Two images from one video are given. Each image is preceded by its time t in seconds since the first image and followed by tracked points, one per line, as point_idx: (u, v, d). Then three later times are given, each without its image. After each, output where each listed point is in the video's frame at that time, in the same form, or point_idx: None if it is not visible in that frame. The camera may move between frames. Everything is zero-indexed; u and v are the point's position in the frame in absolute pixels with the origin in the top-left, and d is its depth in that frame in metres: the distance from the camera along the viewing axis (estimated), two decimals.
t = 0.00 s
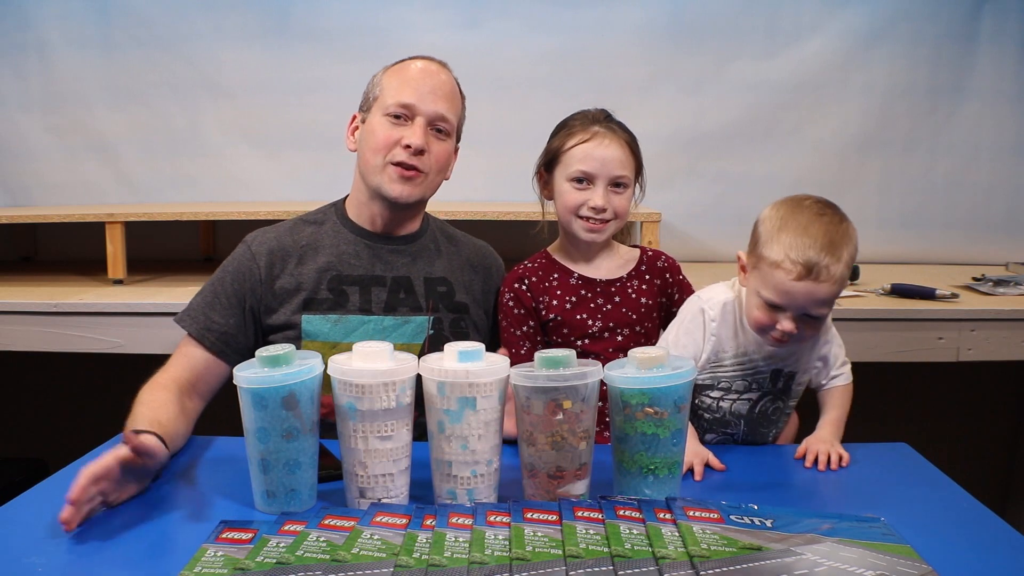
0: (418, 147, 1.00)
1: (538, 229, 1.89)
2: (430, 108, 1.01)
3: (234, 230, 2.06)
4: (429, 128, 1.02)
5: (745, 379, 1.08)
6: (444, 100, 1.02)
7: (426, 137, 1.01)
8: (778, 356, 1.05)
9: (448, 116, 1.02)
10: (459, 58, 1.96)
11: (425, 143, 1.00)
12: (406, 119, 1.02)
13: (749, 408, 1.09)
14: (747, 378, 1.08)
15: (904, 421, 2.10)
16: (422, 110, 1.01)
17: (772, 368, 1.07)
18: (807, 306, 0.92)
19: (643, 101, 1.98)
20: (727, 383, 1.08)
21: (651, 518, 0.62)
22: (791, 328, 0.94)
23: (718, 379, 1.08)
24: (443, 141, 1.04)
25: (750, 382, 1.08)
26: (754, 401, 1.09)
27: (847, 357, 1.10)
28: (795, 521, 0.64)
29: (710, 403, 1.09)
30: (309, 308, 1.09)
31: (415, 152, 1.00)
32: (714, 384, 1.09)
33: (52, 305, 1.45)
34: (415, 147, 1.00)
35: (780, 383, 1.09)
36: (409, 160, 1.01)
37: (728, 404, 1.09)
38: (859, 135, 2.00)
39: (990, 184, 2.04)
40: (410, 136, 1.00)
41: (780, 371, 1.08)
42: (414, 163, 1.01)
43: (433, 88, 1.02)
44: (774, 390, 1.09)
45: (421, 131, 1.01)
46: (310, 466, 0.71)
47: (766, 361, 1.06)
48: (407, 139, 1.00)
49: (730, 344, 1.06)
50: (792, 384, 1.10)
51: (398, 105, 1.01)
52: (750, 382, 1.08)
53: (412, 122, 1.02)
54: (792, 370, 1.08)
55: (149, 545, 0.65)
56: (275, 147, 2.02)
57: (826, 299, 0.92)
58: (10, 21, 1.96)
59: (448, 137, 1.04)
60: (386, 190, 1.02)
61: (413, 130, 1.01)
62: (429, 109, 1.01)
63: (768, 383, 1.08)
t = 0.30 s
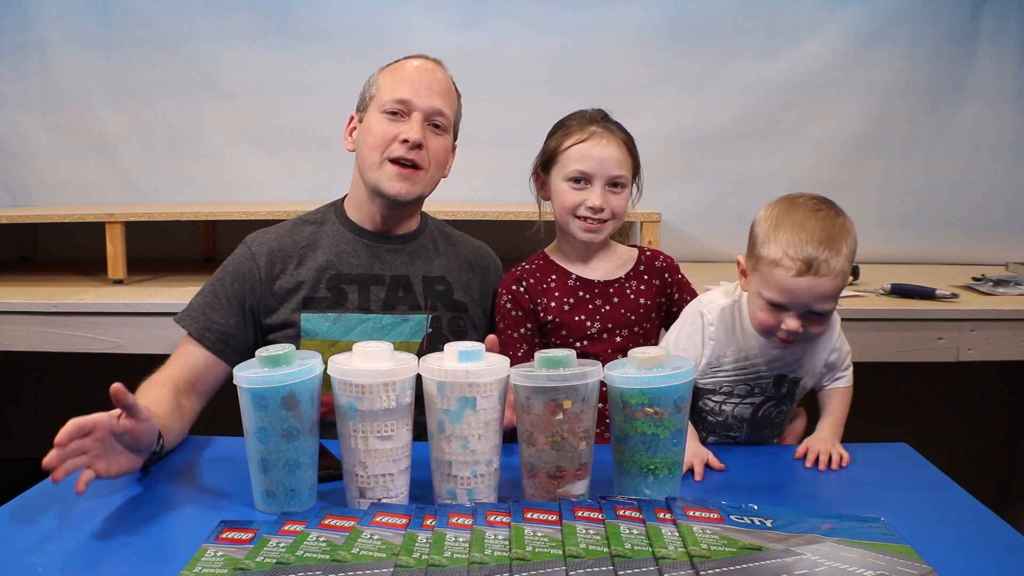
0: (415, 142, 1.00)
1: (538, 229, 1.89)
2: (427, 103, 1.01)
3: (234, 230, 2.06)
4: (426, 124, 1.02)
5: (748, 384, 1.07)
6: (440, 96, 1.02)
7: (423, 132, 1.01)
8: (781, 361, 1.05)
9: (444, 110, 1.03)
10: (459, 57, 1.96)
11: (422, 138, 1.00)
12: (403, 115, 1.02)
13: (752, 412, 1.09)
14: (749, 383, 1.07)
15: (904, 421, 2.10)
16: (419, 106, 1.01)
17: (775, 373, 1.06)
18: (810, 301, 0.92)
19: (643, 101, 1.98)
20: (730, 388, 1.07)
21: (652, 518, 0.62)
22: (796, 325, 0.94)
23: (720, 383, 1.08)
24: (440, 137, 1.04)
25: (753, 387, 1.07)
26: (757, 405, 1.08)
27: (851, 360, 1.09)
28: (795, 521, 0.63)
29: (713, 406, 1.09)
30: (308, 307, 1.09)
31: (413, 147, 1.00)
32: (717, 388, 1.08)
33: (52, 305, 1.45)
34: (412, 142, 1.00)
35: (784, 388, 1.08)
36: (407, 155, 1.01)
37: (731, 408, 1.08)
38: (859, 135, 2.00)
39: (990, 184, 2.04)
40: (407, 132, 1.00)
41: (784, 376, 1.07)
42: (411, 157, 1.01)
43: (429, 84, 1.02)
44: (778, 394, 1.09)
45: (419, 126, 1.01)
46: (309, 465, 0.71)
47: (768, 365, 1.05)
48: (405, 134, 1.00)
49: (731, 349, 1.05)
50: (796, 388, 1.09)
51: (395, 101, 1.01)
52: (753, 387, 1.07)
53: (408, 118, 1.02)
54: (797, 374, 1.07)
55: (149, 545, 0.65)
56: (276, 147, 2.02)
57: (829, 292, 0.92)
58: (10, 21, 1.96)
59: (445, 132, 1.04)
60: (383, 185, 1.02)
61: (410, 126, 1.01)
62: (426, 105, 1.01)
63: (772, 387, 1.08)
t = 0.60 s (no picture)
0: (410, 142, 1.00)
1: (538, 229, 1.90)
2: (420, 102, 1.01)
3: (234, 230, 2.06)
4: (420, 123, 1.02)
5: (741, 382, 1.07)
6: (432, 94, 1.02)
7: (418, 132, 1.01)
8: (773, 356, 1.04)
9: (437, 109, 1.02)
10: (459, 57, 1.96)
11: (417, 138, 1.00)
12: (396, 115, 1.01)
13: (748, 410, 1.08)
14: (743, 381, 1.07)
15: (904, 421, 2.10)
16: (412, 105, 1.01)
17: (768, 371, 1.06)
18: (810, 277, 0.93)
19: (643, 101, 1.98)
20: (724, 386, 1.08)
21: (651, 518, 0.62)
22: (800, 303, 0.94)
23: (714, 382, 1.08)
24: (435, 135, 1.03)
25: (746, 385, 1.07)
26: (752, 404, 1.08)
27: (852, 358, 1.09)
28: (795, 521, 0.63)
29: (708, 404, 1.09)
30: (307, 310, 1.09)
31: (407, 147, 1.00)
32: (711, 385, 1.08)
33: (52, 305, 1.45)
34: (406, 142, 1.00)
35: (779, 387, 1.07)
36: (402, 155, 1.01)
37: (725, 406, 1.08)
38: (859, 135, 2.00)
39: (990, 184, 2.04)
40: (401, 132, 1.00)
41: (778, 374, 1.06)
42: (406, 158, 1.01)
43: (422, 82, 1.02)
44: (774, 393, 1.08)
45: (412, 126, 1.01)
46: (310, 466, 0.71)
47: (761, 363, 1.05)
48: (399, 134, 1.00)
49: (722, 346, 1.05)
50: (794, 387, 1.08)
51: (388, 101, 1.01)
52: (747, 386, 1.07)
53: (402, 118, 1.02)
54: (792, 372, 1.06)
55: (148, 544, 0.65)
56: (276, 147, 2.02)
57: (826, 266, 0.93)
58: (10, 21, 1.96)
59: (440, 131, 1.04)
60: (381, 189, 1.02)
61: (404, 126, 1.01)
62: (418, 104, 1.01)
63: (767, 386, 1.07)
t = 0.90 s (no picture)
0: (410, 149, 0.99)
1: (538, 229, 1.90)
2: (420, 107, 1.01)
3: (234, 230, 2.06)
4: (420, 129, 1.02)
5: (745, 377, 1.07)
6: (432, 98, 1.02)
7: (417, 138, 1.01)
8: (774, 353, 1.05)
9: (437, 114, 1.02)
10: (459, 57, 1.96)
11: (416, 144, 1.00)
12: (395, 120, 1.01)
13: (752, 405, 1.07)
14: (746, 375, 1.07)
15: (904, 421, 2.10)
16: (412, 110, 1.01)
17: (770, 363, 1.06)
18: (813, 268, 0.94)
19: (643, 101, 1.98)
20: (727, 382, 1.07)
21: (651, 518, 0.62)
22: (804, 295, 0.94)
23: (718, 377, 1.08)
24: (434, 141, 1.03)
25: (750, 380, 1.07)
26: (757, 399, 1.07)
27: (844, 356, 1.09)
28: (795, 521, 0.63)
29: (712, 402, 1.09)
30: (304, 317, 1.09)
31: (407, 154, 1.00)
32: (714, 382, 1.08)
33: (52, 305, 1.45)
34: (406, 149, 0.99)
35: (782, 378, 1.07)
36: (401, 163, 1.01)
37: (730, 402, 1.08)
38: (859, 136, 2.00)
39: (990, 184, 2.04)
40: (401, 138, 1.00)
41: (780, 365, 1.06)
42: (405, 165, 1.01)
43: (422, 87, 1.01)
44: (777, 386, 1.08)
45: (412, 132, 1.01)
46: (309, 466, 0.71)
47: (763, 354, 1.05)
48: (398, 141, 1.00)
49: (726, 342, 1.06)
50: (797, 379, 1.08)
51: (387, 107, 1.01)
52: (751, 380, 1.07)
53: (401, 123, 1.01)
54: (793, 363, 1.06)
55: (147, 545, 0.65)
56: (276, 147, 2.02)
57: (827, 255, 0.94)
58: (10, 21, 1.96)
59: (439, 136, 1.04)
60: (380, 195, 1.02)
61: (404, 132, 1.00)
62: (418, 109, 1.01)
63: (770, 378, 1.07)
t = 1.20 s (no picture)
0: (414, 157, 0.99)
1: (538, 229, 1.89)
2: (427, 115, 1.00)
3: (235, 230, 2.06)
4: (426, 135, 1.01)
5: (744, 362, 1.07)
6: (440, 105, 1.01)
7: (423, 145, 1.00)
8: (771, 334, 1.06)
9: (444, 122, 1.01)
10: (459, 57, 1.96)
11: (422, 151, 1.00)
12: (401, 126, 1.01)
13: (753, 392, 1.07)
14: (745, 361, 1.07)
15: (904, 421, 2.10)
16: (418, 117, 1.00)
17: (768, 348, 1.06)
18: (804, 249, 0.98)
19: (643, 101, 1.98)
20: (726, 368, 1.07)
21: (652, 518, 0.62)
22: (797, 276, 0.98)
23: (717, 366, 1.08)
24: (441, 148, 1.03)
25: (748, 365, 1.07)
26: (756, 384, 1.07)
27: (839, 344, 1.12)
28: (795, 521, 0.63)
29: (713, 391, 1.09)
30: (307, 320, 1.09)
31: (412, 161, 1.00)
32: (714, 370, 1.08)
33: (52, 305, 1.45)
34: (411, 155, 0.99)
35: (780, 363, 1.07)
36: (406, 171, 1.01)
37: (730, 390, 1.08)
38: (859, 136, 2.00)
39: (990, 184, 2.04)
40: (406, 145, 0.99)
41: (778, 350, 1.07)
42: (409, 172, 1.01)
43: (429, 93, 1.00)
44: (776, 371, 1.08)
45: (418, 139, 1.00)
46: (310, 466, 0.71)
47: (759, 339, 1.06)
48: (403, 148, 0.99)
49: (725, 331, 1.06)
50: (794, 363, 1.08)
51: (393, 112, 1.00)
52: (749, 365, 1.07)
53: (407, 129, 1.01)
54: (790, 347, 1.07)
55: (148, 545, 0.65)
56: (276, 147, 2.02)
57: (816, 236, 0.98)
58: (10, 21, 1.96)
59: (446, 143, 1.03)
60: (383, 200, 1.02)
61: (409, 139, 1.00)
62: (425, 116, 1.00)
63: (768, 364, 1.07)
